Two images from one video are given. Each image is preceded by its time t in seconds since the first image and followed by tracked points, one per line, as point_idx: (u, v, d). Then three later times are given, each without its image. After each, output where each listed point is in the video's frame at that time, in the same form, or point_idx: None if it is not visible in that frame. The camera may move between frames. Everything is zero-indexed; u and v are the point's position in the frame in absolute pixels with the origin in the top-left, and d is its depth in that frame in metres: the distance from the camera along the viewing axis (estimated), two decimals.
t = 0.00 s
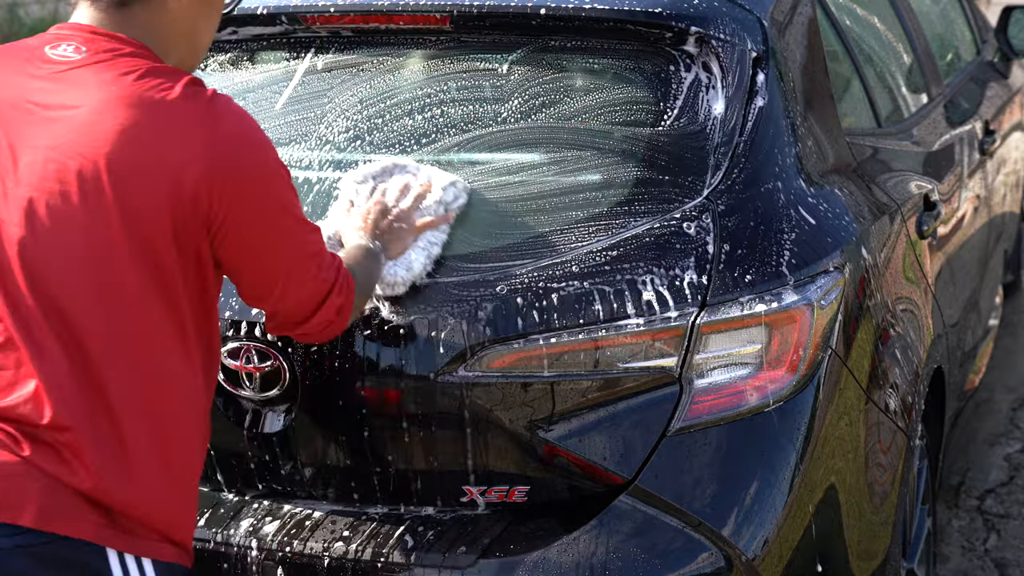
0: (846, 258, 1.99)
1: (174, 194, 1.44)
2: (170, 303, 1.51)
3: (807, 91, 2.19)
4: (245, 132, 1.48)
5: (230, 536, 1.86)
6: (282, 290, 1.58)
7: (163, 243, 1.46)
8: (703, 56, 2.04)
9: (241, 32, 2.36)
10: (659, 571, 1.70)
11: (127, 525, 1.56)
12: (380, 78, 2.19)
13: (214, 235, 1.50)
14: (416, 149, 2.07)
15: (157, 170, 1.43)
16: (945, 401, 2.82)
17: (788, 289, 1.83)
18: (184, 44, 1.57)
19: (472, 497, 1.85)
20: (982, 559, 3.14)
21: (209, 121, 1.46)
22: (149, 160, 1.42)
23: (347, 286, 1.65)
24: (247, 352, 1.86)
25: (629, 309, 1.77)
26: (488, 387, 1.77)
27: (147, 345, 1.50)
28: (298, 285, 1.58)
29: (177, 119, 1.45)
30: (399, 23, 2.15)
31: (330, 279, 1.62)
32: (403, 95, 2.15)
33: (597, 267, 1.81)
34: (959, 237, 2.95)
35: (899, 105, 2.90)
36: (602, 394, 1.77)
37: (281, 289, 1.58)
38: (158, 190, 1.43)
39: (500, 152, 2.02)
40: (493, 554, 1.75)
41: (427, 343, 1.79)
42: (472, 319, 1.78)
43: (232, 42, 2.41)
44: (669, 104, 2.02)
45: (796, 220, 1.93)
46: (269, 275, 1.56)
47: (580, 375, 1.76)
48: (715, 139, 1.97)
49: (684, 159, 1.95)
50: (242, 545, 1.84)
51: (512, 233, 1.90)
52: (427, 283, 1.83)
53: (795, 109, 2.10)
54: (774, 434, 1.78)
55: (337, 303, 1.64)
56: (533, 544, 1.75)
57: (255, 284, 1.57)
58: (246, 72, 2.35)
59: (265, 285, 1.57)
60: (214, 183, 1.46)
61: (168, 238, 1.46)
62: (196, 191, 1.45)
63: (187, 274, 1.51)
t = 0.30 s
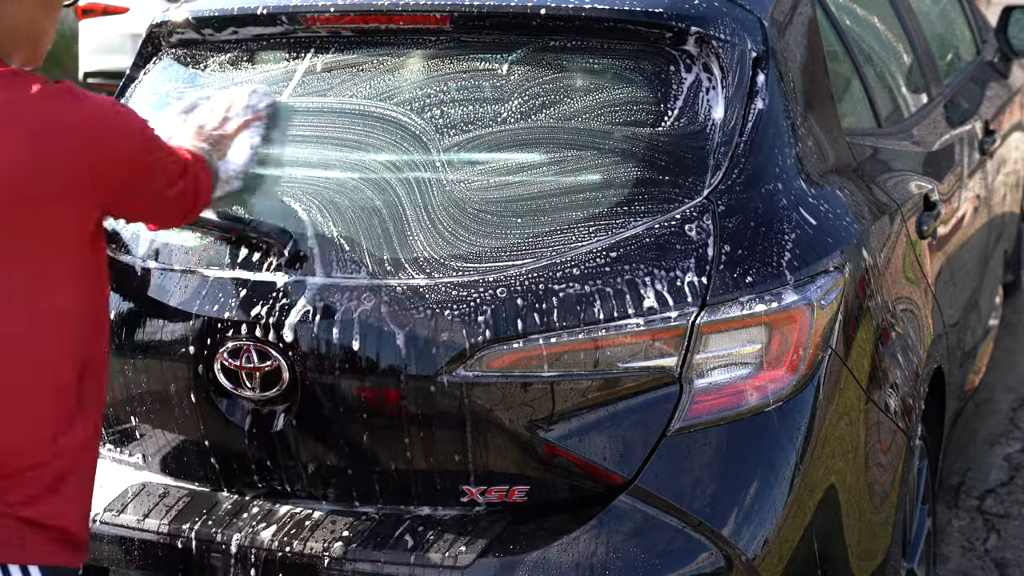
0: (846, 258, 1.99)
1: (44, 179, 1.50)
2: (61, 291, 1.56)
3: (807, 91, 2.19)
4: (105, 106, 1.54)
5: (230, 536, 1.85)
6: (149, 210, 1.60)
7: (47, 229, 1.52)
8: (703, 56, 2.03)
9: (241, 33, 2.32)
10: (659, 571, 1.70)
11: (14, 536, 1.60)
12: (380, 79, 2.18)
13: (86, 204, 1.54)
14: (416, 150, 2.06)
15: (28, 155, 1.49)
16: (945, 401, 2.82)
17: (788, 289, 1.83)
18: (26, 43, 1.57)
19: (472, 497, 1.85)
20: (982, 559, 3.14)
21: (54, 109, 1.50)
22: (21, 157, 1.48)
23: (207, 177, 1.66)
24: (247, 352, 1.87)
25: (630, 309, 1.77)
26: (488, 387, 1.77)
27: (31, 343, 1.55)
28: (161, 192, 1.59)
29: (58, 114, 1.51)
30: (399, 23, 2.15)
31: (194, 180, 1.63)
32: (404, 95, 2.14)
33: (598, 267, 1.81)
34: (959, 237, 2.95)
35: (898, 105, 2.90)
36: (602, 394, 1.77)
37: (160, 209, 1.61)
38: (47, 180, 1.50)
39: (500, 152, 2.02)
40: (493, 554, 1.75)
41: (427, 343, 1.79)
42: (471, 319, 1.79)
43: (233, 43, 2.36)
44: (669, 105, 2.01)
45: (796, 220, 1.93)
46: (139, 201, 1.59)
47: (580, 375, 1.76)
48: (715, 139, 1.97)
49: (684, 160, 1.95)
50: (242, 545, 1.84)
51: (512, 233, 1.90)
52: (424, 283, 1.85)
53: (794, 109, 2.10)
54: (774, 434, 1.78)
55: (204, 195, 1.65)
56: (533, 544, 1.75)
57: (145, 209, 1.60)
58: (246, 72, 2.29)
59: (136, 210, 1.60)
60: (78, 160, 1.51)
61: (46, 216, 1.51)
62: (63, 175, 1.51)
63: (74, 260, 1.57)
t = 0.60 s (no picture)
0: (846, 257, 1.99)
1: None
2: None
3: (807, 91, 2.19)
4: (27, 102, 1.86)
5: (230, 536, 1.85)
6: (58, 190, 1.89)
7: None
8: (703, 56, 2.03)
9: (241, 33, 2.33)
10: (659, 571, 1.70)
11: None
12: (380, 79, 2.18)
13: (10, 183, 1.87)
14: (416, 151, 2.06)
15: None
16: (945, 401, 2.82)
17: (788, 289, 1.83)
18: None
19: (472, 497, 1.84)
20: (982, 559, 3.14)
21: None
22: None
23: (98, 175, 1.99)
24: (247, 352, 1.87)
25: (630, 309, 1.77)
26: (487, 387, 1.77)
27: None
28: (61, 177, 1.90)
29: None
30: (399, 23, 2.15)
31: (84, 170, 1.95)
32: (404, 95, 2.14)
33: (598, 268, 1.81)
34: (959, 237, 2.95)
35: (899, 104, 2.90)
36: (602, 395, 1.76)
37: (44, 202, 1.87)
38: None
39: (500, 152, 2.02)
40: (493, 554, 1.75)
41: (427, 343, 1.79)
42: (471, 318, 1.79)
43: (233, 43, 2.36)
44: (669, 105, 2.01)
45: (796, 221, 1.93)
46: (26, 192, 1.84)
47: (580, 375, 1.76)
48: (715, 138, 1.97)
49: (684, 160, 1.95)
50: (242, 545, 1.83)
51: (512, 233, 1.90)
52: (424, 283, 1.85)
53: (794, 109, 2.10)
54: (775, 434, 1.78)
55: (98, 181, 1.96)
56: (533, 544, 1.75)
57: (25, 201, 1.93)
58: (246, 72, 2.29)
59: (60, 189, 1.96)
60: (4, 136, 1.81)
61: None
62: None
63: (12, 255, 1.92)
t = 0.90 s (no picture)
0: (846, 258, 1.99)
1: None
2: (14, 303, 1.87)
3: (807, 91, 2.19)
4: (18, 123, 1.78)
5: (230, 536, 1.85)
6: (73, 215, 1.78)
7: None
8: (703, 55, 2.03)
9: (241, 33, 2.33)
10: (659, 571, 1.70)
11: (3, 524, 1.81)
12: (380, 79, 2.18)
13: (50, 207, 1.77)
14: (416, 151, 2.06)
15: None
16: (945, 401, 2.82)
17: (788, 289, 1.83)
18: None
19: (472, 497, 1.84)
20: (982, 559, 3.14)
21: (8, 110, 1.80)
22: None
23: (135, 201, 1.85)
24: (247, 352, 1.87)
25: (630, 309, 1.77)
26: (488, 387, 1.77)
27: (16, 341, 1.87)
28: (77, 204, 1.78)
29: None
30: (399, 23, 2.15)
31: (117, 199, 1.83)
32: (404, 95, 2.14)
33: (597, 268, 1.81)
34: (959, 237, 2.95)
35: (899, 104, 2.90)
36: (602, 394, 1.77)
37: (68, 230, 1.78)
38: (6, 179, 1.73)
39: (501, 152, 2.01)
40: (493, 554, 1.74)
41: (427, 343, 1.79)
42: (471, 318, 1.79)
43: (233, 43, 2.36)
44: (669, 106, 2.01)
45: (796, 221, 1.93)
46: (43, 218, 1.77)
47: (580, 375, 1.76)
48: (715, 137, 1.97)
49: (684, 160, 1.95)
50: (242, 545, 1.83)
51: (513, 233, 1.90)
52: (424, 283, 1.85)
53: (795, 109, 2.10)
54: (775, 434, 1.78)
55: (126, 212, 1.83)
56: (533, 544, 1.75)
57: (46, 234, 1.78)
58: (246, 72, 2.29)
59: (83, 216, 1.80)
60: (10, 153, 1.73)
61: None
62: None
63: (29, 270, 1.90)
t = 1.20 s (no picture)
0: (846, 258, 1.99)
1: (18, 207, 1.55)
2: (9, 314, 1.68)
3: (807, 91, 2.19)
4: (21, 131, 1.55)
5: (231, 536, 1.85)
6: (98, 253, 1.64)
7: None
8: (703, 56, 2.03)
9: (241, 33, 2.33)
10: (659, 571, 1.70)
11: None
12: (380, 79, 2.18)
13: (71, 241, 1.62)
14: (416, 151, 2.06)
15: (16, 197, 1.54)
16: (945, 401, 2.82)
17: (788, 289, 1.83)
18: None
19: (472, 497, 1.84)
20: (982, 559, 3.14)
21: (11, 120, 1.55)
22: None
23: (161, 237, 1.72)
24: (247, 352, 1.87)
25: (630, 309, 1.78)
26: (488, 387, 1.77)
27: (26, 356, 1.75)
28: (105, 243, 1.64)
29: None
30: (399, 23, 2.15)
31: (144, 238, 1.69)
32: (404, 95, 2.14)
33: (596, 268, 1.81)
34: (959, 237, 2.95)
35: (899, 105, 2.90)
36: (602, 394, 1.77)
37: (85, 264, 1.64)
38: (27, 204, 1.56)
39: (501, 151, 2.02)
40: (493, 554, 1.74)
41: (427, 343, 1.79)
42: (471, 318, 1.79)
43: (233, 43, 2.36)
44: (669, 107, 2.01)
45: (796, 221, 1.93)
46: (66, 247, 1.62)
47: (580, 375, 1.76)
48: (715, 138, 1.97)
49: (684, 161, 1.95)
50: (242, 545, 1.83)
51: (513, 232, 1.90)
52: (424, 283, 1.85)
53: (795, 110, 2.10)
54: (774, 434, 1.78)
55: (152, 252, 1.70)
56: (533, 545, 1.75)
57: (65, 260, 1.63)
58: (245, 72, 2.29)
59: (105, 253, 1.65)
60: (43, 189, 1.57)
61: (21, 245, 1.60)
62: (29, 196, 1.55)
63: (10, 275, 1.66)
